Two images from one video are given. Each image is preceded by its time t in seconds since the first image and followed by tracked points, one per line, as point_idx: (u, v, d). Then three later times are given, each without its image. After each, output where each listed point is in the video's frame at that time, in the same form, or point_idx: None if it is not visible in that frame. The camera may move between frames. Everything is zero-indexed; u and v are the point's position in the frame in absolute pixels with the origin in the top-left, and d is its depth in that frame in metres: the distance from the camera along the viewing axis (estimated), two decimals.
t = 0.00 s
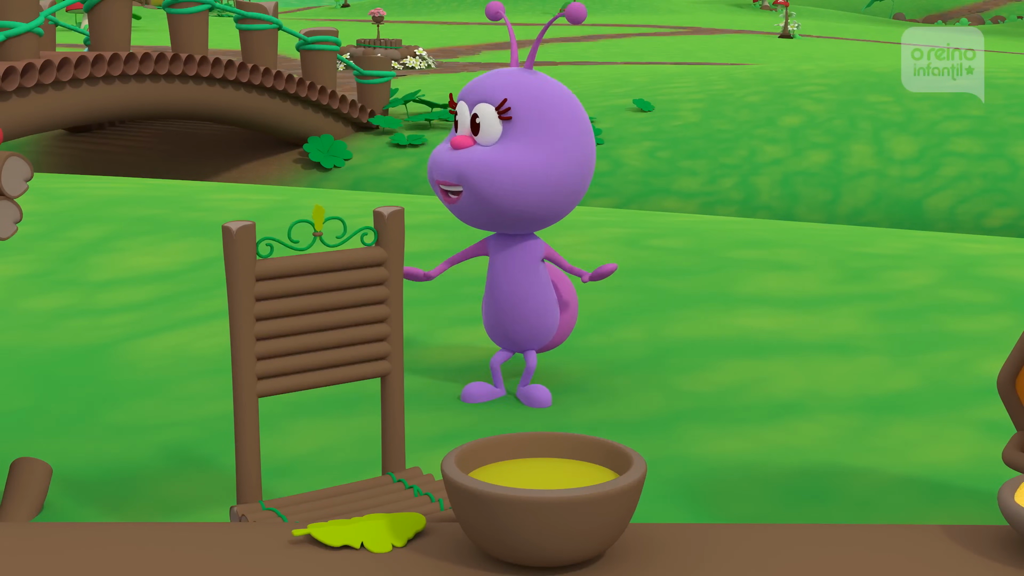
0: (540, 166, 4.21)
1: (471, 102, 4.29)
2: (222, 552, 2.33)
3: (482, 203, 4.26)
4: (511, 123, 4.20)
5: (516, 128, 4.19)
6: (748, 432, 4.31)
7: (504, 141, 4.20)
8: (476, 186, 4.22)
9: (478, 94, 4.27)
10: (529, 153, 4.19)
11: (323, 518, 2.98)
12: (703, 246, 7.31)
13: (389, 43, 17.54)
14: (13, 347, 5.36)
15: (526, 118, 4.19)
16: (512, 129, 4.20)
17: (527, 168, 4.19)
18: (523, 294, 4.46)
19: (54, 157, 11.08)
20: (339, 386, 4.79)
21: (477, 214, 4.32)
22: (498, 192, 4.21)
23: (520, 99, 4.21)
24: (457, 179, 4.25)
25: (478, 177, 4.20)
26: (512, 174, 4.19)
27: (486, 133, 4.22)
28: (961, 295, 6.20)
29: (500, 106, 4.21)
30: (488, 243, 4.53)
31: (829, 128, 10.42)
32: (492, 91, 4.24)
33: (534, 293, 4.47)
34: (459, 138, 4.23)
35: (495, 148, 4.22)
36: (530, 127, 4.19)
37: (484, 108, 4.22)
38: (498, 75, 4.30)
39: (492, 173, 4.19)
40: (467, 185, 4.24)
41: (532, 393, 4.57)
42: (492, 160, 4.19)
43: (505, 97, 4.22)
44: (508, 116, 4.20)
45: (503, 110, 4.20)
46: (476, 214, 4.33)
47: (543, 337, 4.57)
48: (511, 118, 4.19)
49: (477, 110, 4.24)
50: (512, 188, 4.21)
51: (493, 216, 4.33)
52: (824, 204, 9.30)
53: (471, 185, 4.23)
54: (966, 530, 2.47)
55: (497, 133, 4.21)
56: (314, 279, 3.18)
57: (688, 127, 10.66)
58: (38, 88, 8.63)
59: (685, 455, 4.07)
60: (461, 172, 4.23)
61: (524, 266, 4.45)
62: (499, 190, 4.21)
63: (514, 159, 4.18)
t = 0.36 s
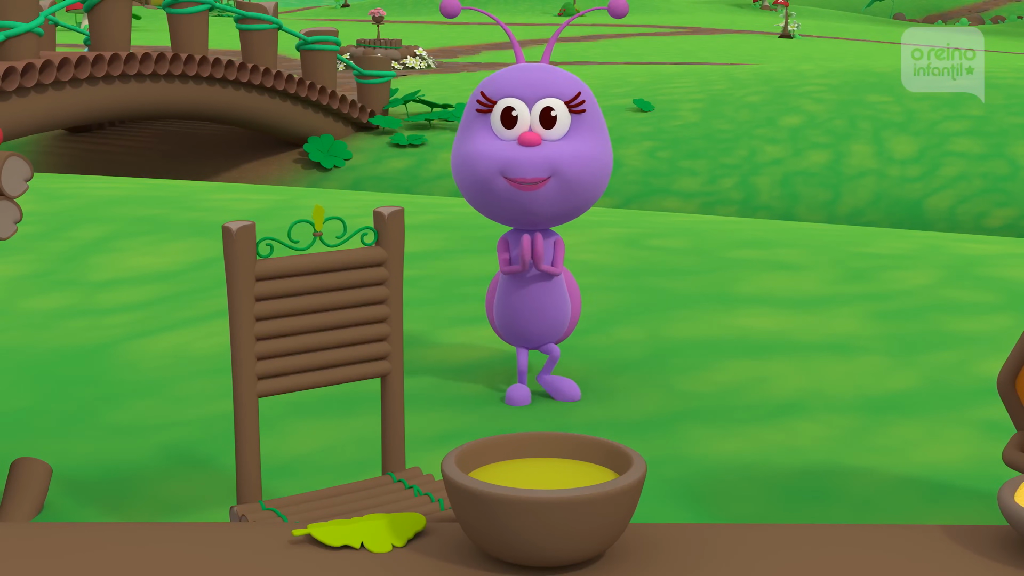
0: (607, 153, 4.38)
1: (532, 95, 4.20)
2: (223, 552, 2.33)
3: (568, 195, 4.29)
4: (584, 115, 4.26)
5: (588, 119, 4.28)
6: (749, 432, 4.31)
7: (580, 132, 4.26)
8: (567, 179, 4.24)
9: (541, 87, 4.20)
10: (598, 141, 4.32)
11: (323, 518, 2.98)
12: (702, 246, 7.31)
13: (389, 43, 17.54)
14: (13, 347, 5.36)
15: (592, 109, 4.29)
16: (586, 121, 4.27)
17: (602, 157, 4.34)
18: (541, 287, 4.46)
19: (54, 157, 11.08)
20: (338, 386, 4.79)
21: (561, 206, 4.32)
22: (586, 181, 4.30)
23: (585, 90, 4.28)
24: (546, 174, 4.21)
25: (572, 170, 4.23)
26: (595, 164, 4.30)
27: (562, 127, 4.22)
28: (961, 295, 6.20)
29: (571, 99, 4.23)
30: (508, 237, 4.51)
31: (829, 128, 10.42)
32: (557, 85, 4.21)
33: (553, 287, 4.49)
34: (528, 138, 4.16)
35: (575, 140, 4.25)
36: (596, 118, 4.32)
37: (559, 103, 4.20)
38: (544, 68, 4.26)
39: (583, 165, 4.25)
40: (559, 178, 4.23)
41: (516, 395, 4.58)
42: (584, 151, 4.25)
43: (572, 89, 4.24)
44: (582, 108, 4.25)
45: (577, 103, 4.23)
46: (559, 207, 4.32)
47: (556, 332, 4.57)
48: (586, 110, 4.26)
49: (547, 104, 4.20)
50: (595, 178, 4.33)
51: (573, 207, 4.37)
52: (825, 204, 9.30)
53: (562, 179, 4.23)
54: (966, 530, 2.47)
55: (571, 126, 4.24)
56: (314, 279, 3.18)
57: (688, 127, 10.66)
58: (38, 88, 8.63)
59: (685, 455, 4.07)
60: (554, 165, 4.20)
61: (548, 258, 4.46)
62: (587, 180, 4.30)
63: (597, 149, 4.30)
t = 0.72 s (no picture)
0: (609, 141, 4.39)
1: (536, 83, 4.19)
2: (223, 552, 2.33)
3: (572, 182, 4.29)
4: (586, 102, 4.27)
5: (591, 107, 4.28)
6: (748, 431, 4.31)
7: (583, 120, 4.26)
8: (571, 166, 4.24)
9: (544, 74, 4.19)
10: (601, 128, 4.33)
11: (323, 518, 2.98)
12: (702, 246, 7.31)
13: (388, 43, 17.54)
14: (13, 347, 5.36)
15: (594, 97, 4.30)
16: (588, 109, 4.27)
17: (605, 144, 4.35)
18: (541, 276, 4.46)
19: (54, 157, 11.08)
20: (338, 387, 4.79)
21: (565, 193, 4.32)
22: (590, 169, 4.30)
23: (587, 78, 4.29)
24: (551, 161, 4.21)
25: (576, 157, 4.23)
26: (598, 151, 4.31)
27: (566, 114, 4.22)
28: (961, 295, 6.20)
29: (574, 86, 4.23)
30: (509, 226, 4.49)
31: (829, 128, 10.42)
32: (560, 72, 4.21)
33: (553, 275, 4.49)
34: (531, 125, 4.16)
35: (579, 128, 4.25)
36: (598, 105, 4.33)
37: (563, 89, 4.20)
38: (546, 55, 4.25)
39: (587, 152, 4.26)
40: (563, 165, 4.23)
41: (517, 394, 4.56)
42: (588, 139, 4.26)
43: (575, 77, 4.25)
44: (584, 96, 4.26)
45: (579, 90, 4.24)
46: (563, 194, 4.32)
47: (557, 321, 4.58)
48: (588, 98, 4.26)
49: (551, 91, 4.20)
50: (598, 165, 4.34)
51: (576, 194, 4.37)
52: (824, 204, 9.30)
53: (566, 166, 4.23)
54: (966, 530, 2.47)
55: (574, 113, 4.25)
56: (314, 279, 3.18)
57: (688, 127, 10.66)
58: (38, 88, 8.63)
59: (685, 455, 4.07)
60: (558, 152, 4.20)
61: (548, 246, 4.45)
62: (590, 168, 4.30)
63: (600, 136, 4.31)
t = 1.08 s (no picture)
0: (609, 140, 4.39)
1: (536, 83, 4.20)
2: (224, 552, 2.33)
3: (572, 182, 4.29)
4: (586, 102, 4.27)
5: (590, 107, 4.29)
6: (748, 431, 4.31)
7: (583, 120, 4.27)
8: (571, 166, 4.24)
9: (545, 74, 4.19)
10: (601, 128, 4.33)
11: (323, 518, 2.98)
12: (702, 246, 7.31)
13: (388, 43, 17.53)
14: (13, 347, 5.36)
15: (594, 97, 4.30)
16: (588, 108, 4.28)
17: (605, 144, 4.35)
18: (541, 277, 4.46)
19: (54, 157, 11.08)
20: (338, 387, 4.79)
21: (565, 193, 4.32)
22: (590, 169, 4.30)
23: (588, 77, 4.29)
24: (551, 161, 4.21)
25: (576, 157, 4.23)
26: (598, 151, 4.31)
27: (566, 114, 4.22)
28: (961, 295, 6.20)
29: (574, 86, 4.23)
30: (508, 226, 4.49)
31: (829, 128, 10.42)
32: (560, 72, 4.21)
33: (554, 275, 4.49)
34: (531, 124, 4.16)
35: (578, 128, 4.26)
36: (598, 105, 4.33)
37: (563, 89, 4.20)
38: (547, 54, 4.25)
39: (587, 152, 4.26)
40: (563, 165, 4.23)
41: (517, 395, 4.56)
42: (588, 139, 4.26)
43: (575, 77, 4.25)
44: (584, 96, 4.26)
45: (579, 90, 4.24)
46: (563, 194, 4.32)
47: (557, 321, 4.58)
48: (588, 98, 4.26)
49: (551, 91, 4.20)
50: (597, 165, 4.34)
51: (575, 194, 4.37)
52: (824, 204, 9.30)
53: (567, 165, 4.24)
54: (967, 529, 2.47)
55: (574, 113, 4.25)
56: (314, 279, 3.18)
57: (688, 127, 10.66)
58: (38, 88, 8.63)
59: (685, 455, 4.08)
60: (559, 152, 4.20)
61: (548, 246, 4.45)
62: (589, 168, 4.31)
63: (599, 136, 4.31)
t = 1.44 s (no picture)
0: (620, 197, 3.42)
1: (521, 132, 3.22)
2: (224, 553, 2.33)
3: (575, 257, 3.35)
4: (586, 148, 3.29)
5: (592, 155, 3.30)
6: (748, 432, 4.31)
7: (584, 172, 3.29)
8: (576, 242, 3.30)
9: (531, 118, 3.23)
10: (608, 183, 3.34)
11: (324, 518, 2.97)
12: (703, 246, 7.30)
13: (389, 43, 17.54)
14: (13, 347, 5.36)
15: (598, 141, 3.32)
16: (589, 156, 3.30)
17: (614, 199, 3.36)
18: (540, 357, 3.53)
19: (54, 157, 11.09)
20: (338, 387, 4.79)
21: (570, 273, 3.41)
22: (597, 240, 3.36)
23: (585, 115, 3.32)
24: (548, 238, 3.25)
25: (581, 230, 3.28)
26: (606, 215, 3.34)
27: (562, 173, 3.25)
28: (962, 295, 6.20)
29: (569, 129, 3.26)
30: (501, 292, 3.57)
31: (829, 128, 10.42)
32: (548, 113, 3.25)
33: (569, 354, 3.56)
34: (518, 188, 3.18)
35: (584, 189, 3.28)
36: (602, 150, 3.34)
37: (557, 137, 3.23)
38: (528, 85, 3.30)
39: (592, 219, 3.30)
40: (567, 243, 3.29)
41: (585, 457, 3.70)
42: (593, 202, 3.29)
43: (569, 117, 3.28)
44: (584, 139, 3.28)
45: (577, 134, 3.26)
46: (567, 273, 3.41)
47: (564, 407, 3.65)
48: (589, 142, 3.29)
49: (543, 145, 3.21)
50: (606, 232, 3.39)
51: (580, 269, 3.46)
52: (824, 204, 9.30)
53: (568, 241, 3.29)
54: (968, 529, 2.48)
55: (574, 168, 3.27)
56: (314, 279, 3.18)
57: (688, 127, 10.66)
58: (39, 88, 8.62)
59: (685, 455, 4.08)
60: (559, 226, 3.24)
61: (551, 328, 3.52)
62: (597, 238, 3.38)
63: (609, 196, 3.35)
